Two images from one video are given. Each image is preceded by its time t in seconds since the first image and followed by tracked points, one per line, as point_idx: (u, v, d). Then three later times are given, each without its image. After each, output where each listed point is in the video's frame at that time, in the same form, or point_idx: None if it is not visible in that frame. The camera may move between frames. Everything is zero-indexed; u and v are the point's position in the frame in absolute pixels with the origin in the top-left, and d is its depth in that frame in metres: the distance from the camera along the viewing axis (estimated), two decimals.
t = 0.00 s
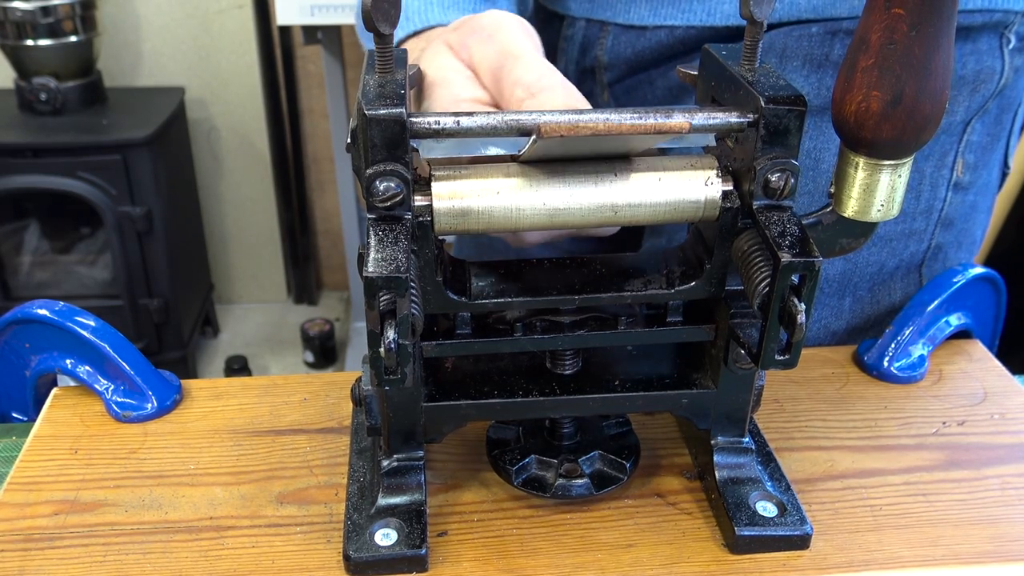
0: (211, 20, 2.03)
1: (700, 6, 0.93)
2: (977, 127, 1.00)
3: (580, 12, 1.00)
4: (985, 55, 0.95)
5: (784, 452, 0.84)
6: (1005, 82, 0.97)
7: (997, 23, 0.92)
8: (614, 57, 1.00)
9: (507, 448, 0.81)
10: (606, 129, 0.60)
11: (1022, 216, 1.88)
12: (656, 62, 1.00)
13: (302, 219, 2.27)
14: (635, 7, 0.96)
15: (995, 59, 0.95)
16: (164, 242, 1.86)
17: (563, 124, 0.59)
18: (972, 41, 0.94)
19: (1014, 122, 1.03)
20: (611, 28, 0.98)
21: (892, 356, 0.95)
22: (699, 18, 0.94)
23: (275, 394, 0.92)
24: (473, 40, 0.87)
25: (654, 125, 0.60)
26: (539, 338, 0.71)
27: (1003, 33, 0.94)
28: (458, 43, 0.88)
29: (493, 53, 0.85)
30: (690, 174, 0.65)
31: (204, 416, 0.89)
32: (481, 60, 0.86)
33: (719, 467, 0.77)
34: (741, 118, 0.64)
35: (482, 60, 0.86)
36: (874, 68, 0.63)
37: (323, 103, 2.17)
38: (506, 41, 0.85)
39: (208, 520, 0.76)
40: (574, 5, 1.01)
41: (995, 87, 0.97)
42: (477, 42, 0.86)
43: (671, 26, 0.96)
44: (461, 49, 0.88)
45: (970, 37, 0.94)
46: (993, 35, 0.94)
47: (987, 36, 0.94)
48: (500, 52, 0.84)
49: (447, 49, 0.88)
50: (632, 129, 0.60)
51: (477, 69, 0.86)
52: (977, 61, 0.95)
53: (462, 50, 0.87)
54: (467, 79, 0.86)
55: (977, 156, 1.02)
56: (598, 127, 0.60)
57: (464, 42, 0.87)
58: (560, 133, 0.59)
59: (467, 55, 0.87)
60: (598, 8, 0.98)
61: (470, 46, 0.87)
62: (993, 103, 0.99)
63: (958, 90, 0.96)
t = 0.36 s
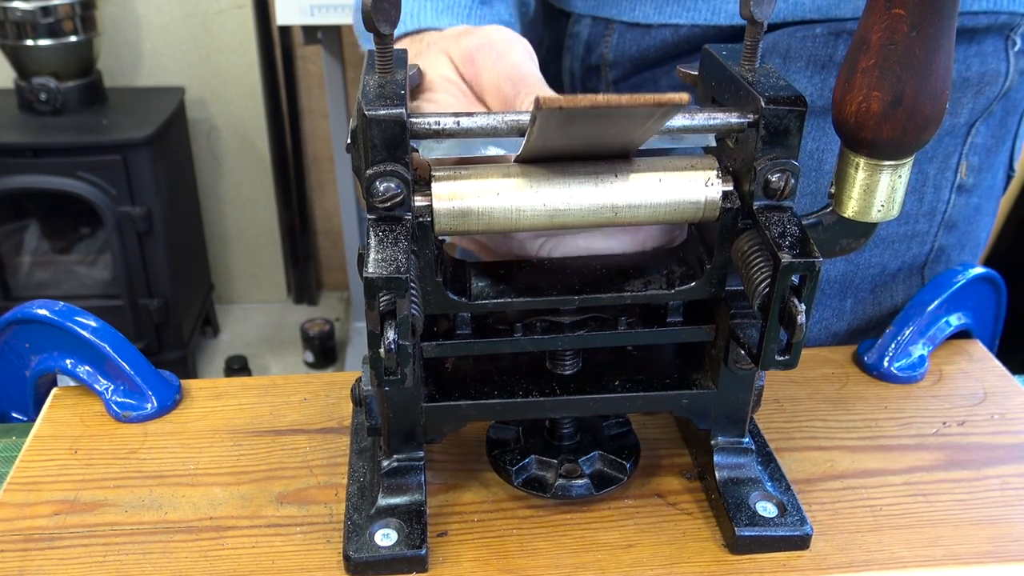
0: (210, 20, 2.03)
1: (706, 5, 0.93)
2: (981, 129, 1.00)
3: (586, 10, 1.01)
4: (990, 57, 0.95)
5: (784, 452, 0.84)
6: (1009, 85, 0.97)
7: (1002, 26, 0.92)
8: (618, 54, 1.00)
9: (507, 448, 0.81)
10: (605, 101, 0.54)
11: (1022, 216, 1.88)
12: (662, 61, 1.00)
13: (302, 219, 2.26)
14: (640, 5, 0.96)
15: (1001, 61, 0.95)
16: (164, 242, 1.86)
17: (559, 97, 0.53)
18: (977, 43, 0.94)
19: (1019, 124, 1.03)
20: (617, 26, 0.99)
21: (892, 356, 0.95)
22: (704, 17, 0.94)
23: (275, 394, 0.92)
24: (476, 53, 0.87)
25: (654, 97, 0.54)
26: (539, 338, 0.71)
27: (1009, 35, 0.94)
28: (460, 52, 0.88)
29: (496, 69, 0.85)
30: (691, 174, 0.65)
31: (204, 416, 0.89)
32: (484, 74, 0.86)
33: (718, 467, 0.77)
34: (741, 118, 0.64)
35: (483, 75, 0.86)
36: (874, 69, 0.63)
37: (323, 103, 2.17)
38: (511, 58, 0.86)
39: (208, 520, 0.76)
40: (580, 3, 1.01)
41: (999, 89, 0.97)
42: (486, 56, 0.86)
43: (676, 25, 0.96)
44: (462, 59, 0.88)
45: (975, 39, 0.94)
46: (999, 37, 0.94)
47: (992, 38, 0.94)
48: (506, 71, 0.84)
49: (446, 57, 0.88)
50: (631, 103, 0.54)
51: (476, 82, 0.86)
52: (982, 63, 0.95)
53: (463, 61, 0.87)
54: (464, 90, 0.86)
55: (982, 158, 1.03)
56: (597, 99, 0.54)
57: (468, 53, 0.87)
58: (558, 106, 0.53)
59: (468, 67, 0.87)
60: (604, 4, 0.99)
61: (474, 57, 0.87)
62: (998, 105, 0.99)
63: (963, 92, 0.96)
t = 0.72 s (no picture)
0: (210, 20, 2.03)
1: (709, 5, 0.93)
2: (985, 132, 1.00)
3: (592, 7, 1.01)
4: (994, 60, 0.94)
5: (784, 452, 0.84)
6: (1013, 88, 0.97)
7: (1006, 29, 0.92)
8: (623, 52, 1.01)
9: (507, 448, 0.81)
10: (604, 97, 0.53)
11: (1022, 215, 1.88)
12: (666, 60, 1.00)
13: (302, 219, 2.26)
14: (644, 4, 0.97)
15: (1005, 65, 0.95)
16: (164, 242, 1.86)
17: (558, 93, 0.53)
18: (981, 47, 0.94)
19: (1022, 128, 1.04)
20: (621, 24, 0.99)
21: (892, 356, 0.95)
22: (709, 16, 0.94)
23: (275, 394, 0.92)
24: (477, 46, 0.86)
25: (654, 93, 0.54)
26: (539, 338, 0.71)
27: (1013, 39, 0.94)
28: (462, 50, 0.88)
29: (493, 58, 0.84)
30: (690, 174, 0.65)
31: (204, 416, 0.89)
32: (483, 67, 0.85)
33: (718, 467, 0.77)
34: (741, 118, 0.64)
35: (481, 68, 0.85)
36: (874, 69, 0.63)
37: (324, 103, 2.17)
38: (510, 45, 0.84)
39: (208, 520, 0.76)
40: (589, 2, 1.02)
41: (1003, 92, 0.96)
42: (485, 44, 0.85)
43: (681, 24, 0.96)
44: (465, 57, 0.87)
45: (980, 42, 0.94)
46: (1003, 41, 0.94)
47: (997, 42, 0.94)
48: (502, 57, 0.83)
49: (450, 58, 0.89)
50: (631, 99, 0.53)
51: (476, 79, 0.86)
52: (986, 66, 0.94)
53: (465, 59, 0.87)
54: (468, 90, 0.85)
55: (985, 161, 1.02)
56: (596, 95, 0.53)
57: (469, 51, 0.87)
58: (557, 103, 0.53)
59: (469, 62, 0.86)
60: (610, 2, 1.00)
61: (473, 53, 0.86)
62: (1001, 108, 0.99)
63: (966, 95, 0.96)
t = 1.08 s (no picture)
0: (211, 20, 2.03)
1: (711, 4, 0.93)
2: (985, 132, 1.00)
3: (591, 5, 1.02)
4: (995, 60, 0.94)
5: (784, 452, 0.84)
6: (1013, 89, 0.97)
7: (1007, 29, 0.92)
8: (623, 50, 1.01)
9: (507, 448, 0.81)
10: (604, 94, 0.53)
11: (1022, 215, 1.89)
12: (665, 58, 1.00)
13: (302, 219, 2.26)
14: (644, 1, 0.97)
15: (1006, 65, 0.95)
16: (164, 242, 1.86)
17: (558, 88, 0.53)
18: (982, 47, 0.94)
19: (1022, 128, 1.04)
20: (621, 22, 0.99)
21: (892, 356, 0.95)
22: (710, 14, 0.94)
23: (275, 394, 0.93)
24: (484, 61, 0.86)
25: (654, 89, 0.53)
26: (539, 338, 0.71)
27: (1014, 39, 0.94)
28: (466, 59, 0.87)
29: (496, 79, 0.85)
30: (690, 174, 0.65)
31: (204, 416, 0.89)
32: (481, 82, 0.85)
33: (718, 467, 0.77)
34: (741, 118, 0.64)
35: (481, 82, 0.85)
36: (874, 69, 0.63)
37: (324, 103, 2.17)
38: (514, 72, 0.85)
39: (208, 520, 0.76)
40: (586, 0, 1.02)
41: (1004, 92, 0.96)
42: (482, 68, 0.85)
43: (681, 22, 0.96)
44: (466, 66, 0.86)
45: (981, 42, 0.94)
46: (1004, 41, 0.94)
47: (997, 42, 0.94)
48: (504, 80, 0.83)
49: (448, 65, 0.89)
50: (631, 96, 0.53)
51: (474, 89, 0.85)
52: (987, 67, 0.94)
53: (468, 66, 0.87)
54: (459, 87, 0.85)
55: (985, 162, 1.02)
56: (598, 91, 0.53)
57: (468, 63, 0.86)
58: (557, 99, 0.53)
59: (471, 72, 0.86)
60: None
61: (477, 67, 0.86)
62: (1001, 108, 0.99)
63: (967, 95, 0.96)
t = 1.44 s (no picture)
0: (211, 20, 2.03)
1: (711, 1, 0.93)
2: (985, 132, 1.00)
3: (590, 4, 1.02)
4: (996, 60, 0.94)
5: (784, 452, 0.84)
6: (1014, 89, 0.97)
7: (1008, 29, 0.92)
8: (623, 49, 1.01)
9: (507, 448, 0.81)
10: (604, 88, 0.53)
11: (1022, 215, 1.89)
12: (665, 57, 1.00)
13: (302, 219, 2.26)
14: None
15: (1006, 65, 0.95)
16: (164, 242, 1.86)
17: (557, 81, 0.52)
18: (983, 47, 0.94)
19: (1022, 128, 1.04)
20: (621, 22, 1.00)
21: (892, 356, 0.95)
22: (710, 13, 0.94)
23: (275, 394, 0.93)
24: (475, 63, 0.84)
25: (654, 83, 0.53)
26: (539, 338, 0.71)
27: (1014, 39, 0.94)
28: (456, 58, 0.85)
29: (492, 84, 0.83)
30: (690, 174, 0.65)
31: (204, 416, 0.89)
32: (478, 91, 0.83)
33: (718, 467, 0.77)
34: (741, 119, 0.64)
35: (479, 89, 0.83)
36: (874, 69, 0.63)
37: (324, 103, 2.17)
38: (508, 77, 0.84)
39: (208, 520, 0.76)
40: None
41: (1004, 92, 0.96)
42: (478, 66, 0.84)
43: (682, 20, 0.96)
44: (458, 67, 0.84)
45: (981, 42, 0.94)
46: (1004, 40, 0.94)
47: (998, 41, 0.94)
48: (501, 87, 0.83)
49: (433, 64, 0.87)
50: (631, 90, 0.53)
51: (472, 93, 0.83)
52: (987, 67, 0.94)
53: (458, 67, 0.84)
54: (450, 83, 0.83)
55: (985, 162, 1.02)
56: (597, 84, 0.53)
57: (461, 66, 0.84)
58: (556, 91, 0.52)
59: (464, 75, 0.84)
60: None
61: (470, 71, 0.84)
62: (1001, 108, 0.99)
63: (967, 95, 0.96)
